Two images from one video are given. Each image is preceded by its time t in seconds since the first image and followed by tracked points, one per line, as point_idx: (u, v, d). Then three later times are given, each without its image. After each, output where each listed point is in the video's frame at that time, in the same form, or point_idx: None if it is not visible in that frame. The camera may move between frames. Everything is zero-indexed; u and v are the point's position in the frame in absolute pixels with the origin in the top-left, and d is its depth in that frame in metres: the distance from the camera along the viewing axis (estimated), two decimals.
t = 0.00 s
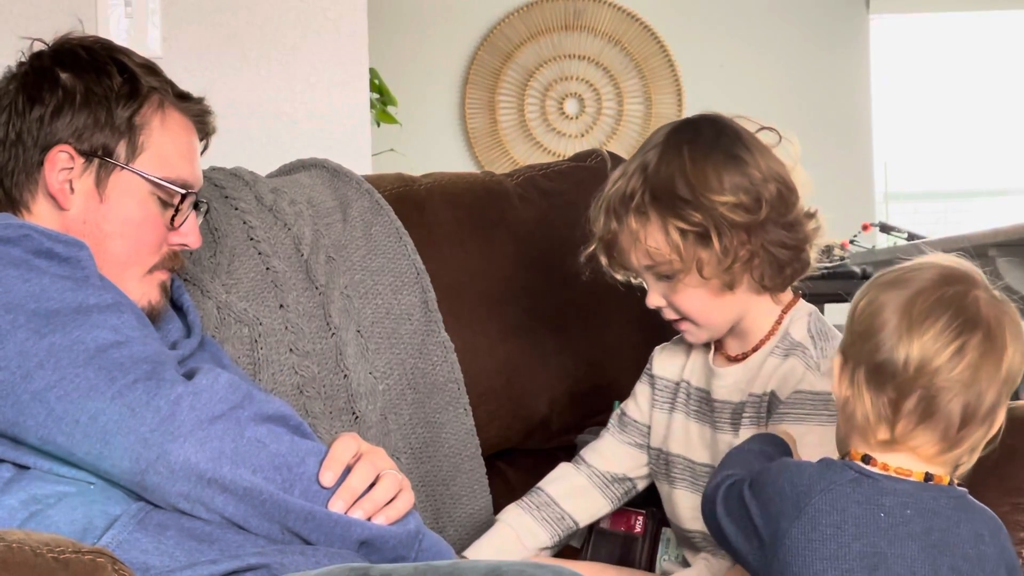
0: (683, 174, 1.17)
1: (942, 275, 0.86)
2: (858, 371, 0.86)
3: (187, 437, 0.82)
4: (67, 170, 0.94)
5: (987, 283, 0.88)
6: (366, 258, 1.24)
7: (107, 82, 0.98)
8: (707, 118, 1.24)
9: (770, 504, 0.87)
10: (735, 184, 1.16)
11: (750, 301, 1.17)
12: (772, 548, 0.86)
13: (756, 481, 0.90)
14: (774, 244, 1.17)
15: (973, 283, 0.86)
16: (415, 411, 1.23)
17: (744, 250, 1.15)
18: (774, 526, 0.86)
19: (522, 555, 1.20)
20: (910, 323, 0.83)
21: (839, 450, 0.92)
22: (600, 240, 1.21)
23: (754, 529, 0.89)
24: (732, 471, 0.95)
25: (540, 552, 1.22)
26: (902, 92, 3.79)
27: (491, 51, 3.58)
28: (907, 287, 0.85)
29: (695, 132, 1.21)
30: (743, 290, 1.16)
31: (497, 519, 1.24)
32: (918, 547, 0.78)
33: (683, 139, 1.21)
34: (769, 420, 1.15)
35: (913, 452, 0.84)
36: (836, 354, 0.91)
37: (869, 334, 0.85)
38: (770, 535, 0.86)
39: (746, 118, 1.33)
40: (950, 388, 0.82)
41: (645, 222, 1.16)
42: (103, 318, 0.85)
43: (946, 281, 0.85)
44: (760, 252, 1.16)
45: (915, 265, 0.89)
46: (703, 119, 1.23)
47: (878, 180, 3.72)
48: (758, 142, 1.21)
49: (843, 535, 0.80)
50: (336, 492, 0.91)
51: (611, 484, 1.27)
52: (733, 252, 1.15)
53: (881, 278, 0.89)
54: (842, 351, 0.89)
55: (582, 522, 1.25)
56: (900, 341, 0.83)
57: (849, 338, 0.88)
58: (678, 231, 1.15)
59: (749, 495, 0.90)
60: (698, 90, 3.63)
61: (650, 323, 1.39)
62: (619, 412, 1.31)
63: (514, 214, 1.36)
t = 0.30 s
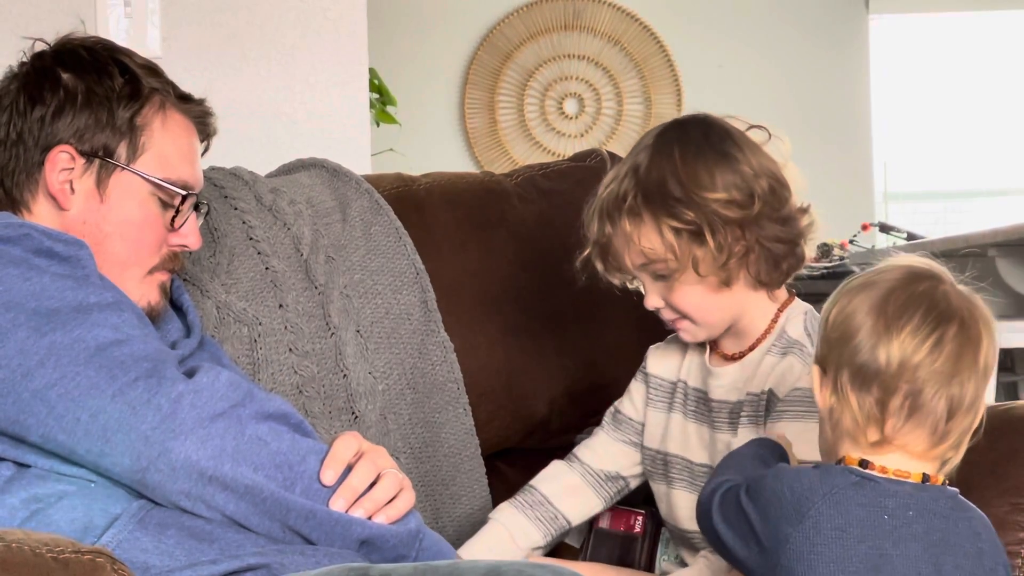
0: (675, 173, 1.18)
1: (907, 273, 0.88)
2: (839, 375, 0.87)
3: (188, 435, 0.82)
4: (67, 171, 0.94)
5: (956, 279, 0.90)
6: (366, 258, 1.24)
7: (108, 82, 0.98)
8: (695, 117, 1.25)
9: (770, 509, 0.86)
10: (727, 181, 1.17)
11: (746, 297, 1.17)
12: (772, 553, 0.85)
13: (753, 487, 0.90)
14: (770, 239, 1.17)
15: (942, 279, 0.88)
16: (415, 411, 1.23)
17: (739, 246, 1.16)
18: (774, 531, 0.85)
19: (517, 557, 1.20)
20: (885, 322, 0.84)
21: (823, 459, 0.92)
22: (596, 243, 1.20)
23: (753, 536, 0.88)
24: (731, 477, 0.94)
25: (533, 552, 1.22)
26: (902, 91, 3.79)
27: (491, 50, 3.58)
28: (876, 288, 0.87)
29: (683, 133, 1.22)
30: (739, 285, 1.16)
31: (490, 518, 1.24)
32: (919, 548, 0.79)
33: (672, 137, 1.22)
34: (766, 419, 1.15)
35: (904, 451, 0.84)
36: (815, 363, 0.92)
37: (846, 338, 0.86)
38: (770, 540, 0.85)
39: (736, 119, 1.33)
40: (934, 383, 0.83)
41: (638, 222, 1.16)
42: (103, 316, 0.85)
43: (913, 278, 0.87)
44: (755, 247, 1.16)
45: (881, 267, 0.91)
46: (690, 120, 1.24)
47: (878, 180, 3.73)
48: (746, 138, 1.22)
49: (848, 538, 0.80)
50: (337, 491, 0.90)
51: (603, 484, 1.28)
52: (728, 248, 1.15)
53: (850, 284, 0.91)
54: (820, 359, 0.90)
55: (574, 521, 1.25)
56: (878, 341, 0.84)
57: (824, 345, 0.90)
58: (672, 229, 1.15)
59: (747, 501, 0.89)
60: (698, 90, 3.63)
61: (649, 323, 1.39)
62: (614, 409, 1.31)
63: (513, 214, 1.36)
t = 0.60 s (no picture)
0: (665, 162, 1.19)
1: (890, 274, 0.90)
2: (833, 380, 0.88)
3: (192, 426, 0.82)
4: (66, 171, 0.94)
5: (940, 275, 0.91)
6: (366, 257, 1.24)
7: (107, 82, 0.98)
8: (690, 113, 1.26)
9: (776, 509, 0.85)
10: (717, 167, 1.18)
11: (740, 288, 1.17)
12: (780, 552, 0.84)
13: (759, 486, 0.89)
14: (763, 226, 1.18)
15: (926, 277, 0.89)
16: (415, 411, 1.22)
17: (728, 228, 1.16)
18: (781, 530, 0.84)
19: (503, 537, 1.21)
20: (874, 324, 0.85)
21: (824, 462, 0.93)
22: (591, 234, 1.22)
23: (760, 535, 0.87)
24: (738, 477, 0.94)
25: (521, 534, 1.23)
26: (901, 92, 3.79)
27: (491, 51, 3.58)
28: (862, 292, 0.88)
29: (678, 124, 1.24)
30: (733, 271, 1.16)
31: (479, 497, 1.23)
32: (923, 548, 0.79)
33: (668, 127, 1.24)
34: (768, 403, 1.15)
35: (906, 450, 0.85)
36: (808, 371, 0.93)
37: (838, 343, 0.87)
38: (777, 538, 0.85)
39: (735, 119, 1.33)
40: (931, 381, 0.83)
41: (629, 210, 1.17)
42: (104, 313, 0.85)
43: (898, 279, 0.89)
44: (747, 232, 1.17)
45: (866, 270, 0.93)
46: (686, 115, 1.26)
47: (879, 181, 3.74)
48: (744, 131, 1.22)
49: (854, 539, 0.80)
50: (339, 487, 0.91)
51: (593, 463, 1.29)
52: (716, 230, 1.15)
53: (836, 289, 0.92)
54: (813, 367, 0.91)
55: (564, 502, 1.26)
56: (869, 343, 0.85)
57: (816, 353, 0.91)
58: (659, 214, 1.16)
59: (753, 501, 0.89)
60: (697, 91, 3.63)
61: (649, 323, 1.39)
62: (608, 386, 1.32)
63: (513, 214, 1.36)
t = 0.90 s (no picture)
0: (659, 170, 1.19)
1: (869, 274, 0.90)
2: (825, 389, 0.88)
3: (193, 416, 0.84)
4: (61, 173, 0.94)
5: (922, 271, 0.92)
6: (366, 258, 1.24)
7: (102, 83, 0.98)
8: (684, 118, 1.26)
9: (788, 512, 0.84)
10: (713, 176, 1.17)
11: (740, 294, 1.17)
12: (794, 556, 0.83)
13: (768, 492, 0.88)
14: (757, 233, 1.17)
15: (904, 273, 0.90)
16: (413, 411, 1.23)
17: (723, 236, 1.16)
18: (796, 532, 0.83)
19: (504, 550, 1.21)
20: (859, 328, 0.86)
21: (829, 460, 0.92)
22: (587, 243, 1.22)
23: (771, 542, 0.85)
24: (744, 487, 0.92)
25: (523, 548, 1.23)
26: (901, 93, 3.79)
27: (491, 52, 3.59)
28: (843, 296, 0.89)
29: (672, 128, 1.24)
30: (729, 279, 1.17)
31: (483, 512, 1.23)
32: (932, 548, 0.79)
33: (661, 133, 1.24)
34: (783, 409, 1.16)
35: (909, 450, 0.85)
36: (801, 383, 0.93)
37: (827, 352, 0.88)
38: (790, 541, 0.83)
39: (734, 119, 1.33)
40: (924, 380, 0.84)
41: (624, 220, 1.17)
42: (102, 309, 0.86)
43: (877, 278, 0.89)
44: (741, 241, 1.17)
45: (847, 272, 0.93)
46: (681, 119, 1.26)
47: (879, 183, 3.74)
48: (739, 136, 1.22)
49: (873, 538, 0.79)
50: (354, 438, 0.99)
51: (595, 473, 1.29)
52: (710, 240, 1.15)
53: (819, 295, 0.93)
54: (806, 377, 0.92)
55: (566, 515, 1.26)
56: (858, 348, 0.86)
57: (805, 363, 0.91)
58: (654, 224, 1.16)
59: (763, 507, 0.87)
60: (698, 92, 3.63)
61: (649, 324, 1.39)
62: (608, 395, 1.32)
63: (513, 215, 1.36)
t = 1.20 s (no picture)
0: (659, 174, 1.19)
1: (862, 274, 0.91)
2: (818, 390, 0.89)
3: (193, 417, 0.84)
4: (60, 173, 0.94)
5: (916, 272, 0.92)
6: (366, 260, 1.24)
7: (98, 83, 0.98)
8: (686, 121, 1.26)
9: (780, 514, 0.84)
10: (713, 181, 1.17)
11: (739, 298, 1.17)
12: (787, 558, 0.82)
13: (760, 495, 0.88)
14: (757, 238, 1.18)
15: (898, 274, 0.91)
16: (414, 413, 1.22)
17: (723, 241, 1.16)
18: (788, 533, 0.83)
19: (508, 556, 1.20)
20: (851, 326, 0.87)
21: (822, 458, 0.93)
22: (585, 246, 1.22)
23: (763, 547, 0.85)
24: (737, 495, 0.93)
25: (525, 554, 1.22)
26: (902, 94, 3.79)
27: (491, 53, 3.59)
28: (836, 296, 0.90)
29: (672, 132, 1.24)
30: (728, 283, 1.17)
31: (484, 517, 1.23)
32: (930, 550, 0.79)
33: (661, 137, 1.24)
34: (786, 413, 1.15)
35: (900, 449, 0.85)
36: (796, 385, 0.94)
37: (820, 351, 0.89)
38: (783, 542, 0.83)
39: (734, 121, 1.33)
40: (916, 378, 0.84)
41: (622, 223, 1.18)
42: (103, 309, 0.86)
43: (871, 278, 0.90)
44: (741, 246, 1.17)
45: (841, 273, 0.94)
46: (680, 122, 1.26)
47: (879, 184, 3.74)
48: (738, 139, 1.22)
49: (864, 538, 0.79)
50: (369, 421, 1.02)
51: (597, 480, 1.28)
52: (710, 244, 1.15)
53: (813, 295, 0.94)
54: (800, 379, 0.92)
55: (568, 521, 1.26)
56: (850, 347, 0.86)
57: (798, 364, 0.92)
58: (653, 229, 1.16)
59: (756, 511, 0.87)
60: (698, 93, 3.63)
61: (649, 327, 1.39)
62: (608, 401, 1.31)
63: (513, 217, 1.36)
